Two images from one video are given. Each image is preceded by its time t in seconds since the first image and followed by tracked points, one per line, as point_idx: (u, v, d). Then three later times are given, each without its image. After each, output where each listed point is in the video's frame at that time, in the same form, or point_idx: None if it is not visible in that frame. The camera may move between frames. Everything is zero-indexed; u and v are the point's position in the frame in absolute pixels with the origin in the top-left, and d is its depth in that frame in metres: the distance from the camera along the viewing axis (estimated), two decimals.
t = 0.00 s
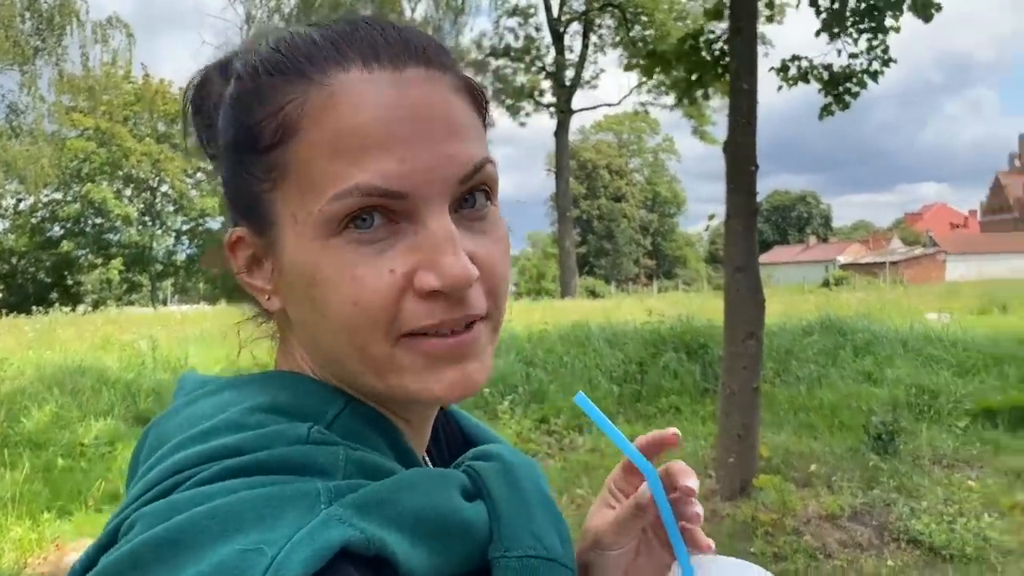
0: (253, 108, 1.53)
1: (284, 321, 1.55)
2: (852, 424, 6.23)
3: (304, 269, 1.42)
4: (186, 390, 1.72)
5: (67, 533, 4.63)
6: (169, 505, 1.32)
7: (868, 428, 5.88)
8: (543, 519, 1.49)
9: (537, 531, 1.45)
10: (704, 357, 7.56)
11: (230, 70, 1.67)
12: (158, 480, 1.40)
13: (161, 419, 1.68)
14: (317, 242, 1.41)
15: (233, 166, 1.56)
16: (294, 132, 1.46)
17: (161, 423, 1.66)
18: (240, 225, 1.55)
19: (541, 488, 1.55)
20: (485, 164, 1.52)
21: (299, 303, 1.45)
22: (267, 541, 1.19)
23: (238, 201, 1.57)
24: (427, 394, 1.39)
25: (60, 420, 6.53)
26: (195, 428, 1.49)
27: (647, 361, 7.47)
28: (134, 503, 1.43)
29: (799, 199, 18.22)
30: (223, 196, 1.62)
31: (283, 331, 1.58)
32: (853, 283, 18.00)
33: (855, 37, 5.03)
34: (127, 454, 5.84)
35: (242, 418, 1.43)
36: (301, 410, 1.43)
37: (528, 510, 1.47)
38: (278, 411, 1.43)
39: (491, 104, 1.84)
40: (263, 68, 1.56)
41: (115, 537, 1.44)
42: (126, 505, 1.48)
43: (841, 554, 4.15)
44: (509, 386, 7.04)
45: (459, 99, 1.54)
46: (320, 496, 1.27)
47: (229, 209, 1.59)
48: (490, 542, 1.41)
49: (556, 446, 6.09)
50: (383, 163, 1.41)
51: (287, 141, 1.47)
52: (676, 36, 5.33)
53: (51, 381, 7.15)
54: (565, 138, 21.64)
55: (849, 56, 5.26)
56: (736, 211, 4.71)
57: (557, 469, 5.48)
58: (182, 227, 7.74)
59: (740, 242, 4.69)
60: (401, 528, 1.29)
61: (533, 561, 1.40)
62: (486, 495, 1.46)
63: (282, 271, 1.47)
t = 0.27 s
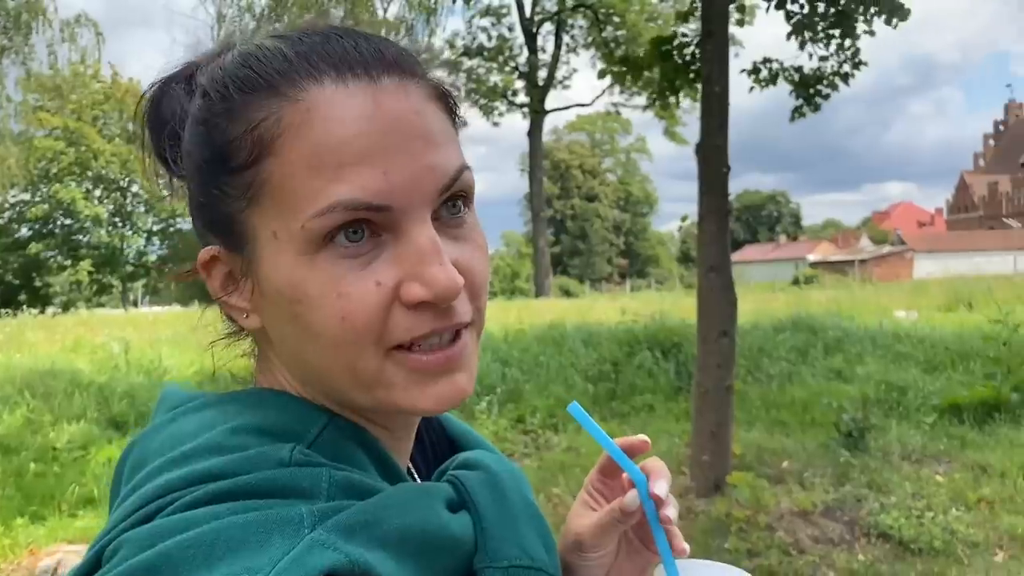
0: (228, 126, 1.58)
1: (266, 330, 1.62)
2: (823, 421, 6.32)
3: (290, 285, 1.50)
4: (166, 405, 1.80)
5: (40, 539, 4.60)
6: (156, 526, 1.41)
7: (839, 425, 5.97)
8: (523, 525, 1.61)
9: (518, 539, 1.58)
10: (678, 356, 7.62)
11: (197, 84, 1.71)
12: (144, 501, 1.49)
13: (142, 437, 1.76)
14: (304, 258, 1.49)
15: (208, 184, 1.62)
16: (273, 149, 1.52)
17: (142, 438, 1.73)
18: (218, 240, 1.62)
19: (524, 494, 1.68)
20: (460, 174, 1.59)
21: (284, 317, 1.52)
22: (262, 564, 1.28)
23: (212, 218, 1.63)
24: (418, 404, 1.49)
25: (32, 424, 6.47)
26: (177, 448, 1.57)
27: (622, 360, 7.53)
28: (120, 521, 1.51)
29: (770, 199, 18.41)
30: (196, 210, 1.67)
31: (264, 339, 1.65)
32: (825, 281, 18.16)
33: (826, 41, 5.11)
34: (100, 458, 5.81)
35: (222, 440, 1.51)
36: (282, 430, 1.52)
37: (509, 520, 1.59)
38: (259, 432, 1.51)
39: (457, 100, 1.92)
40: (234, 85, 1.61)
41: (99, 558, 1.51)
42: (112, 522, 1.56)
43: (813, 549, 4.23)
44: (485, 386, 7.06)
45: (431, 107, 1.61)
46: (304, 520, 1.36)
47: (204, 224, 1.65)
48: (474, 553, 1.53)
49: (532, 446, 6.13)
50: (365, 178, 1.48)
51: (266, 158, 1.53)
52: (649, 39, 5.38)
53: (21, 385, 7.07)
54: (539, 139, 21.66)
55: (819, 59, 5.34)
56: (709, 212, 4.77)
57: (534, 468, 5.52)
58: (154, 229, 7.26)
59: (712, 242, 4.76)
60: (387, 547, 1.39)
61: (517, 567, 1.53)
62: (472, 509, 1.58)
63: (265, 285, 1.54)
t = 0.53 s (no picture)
0: (209, 135, 1.55)
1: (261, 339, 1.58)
2: (791, 418, 6.41)
3: (286, 285, 1.46)
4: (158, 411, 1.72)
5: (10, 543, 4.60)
6: (161, 539, 1.35)
7: (806, 422, 6.06)
8: (524, 526, 1.48)
9: (519, 540, 1.45)
10: (649, 354, 7.70)
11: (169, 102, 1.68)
12: (145, 512, 1.42)
13: (133, 449, 1.68)
14: (300, 257, 1.45)
15: (191, 194, 1.57)
16: (259, 153, 1.50)
17: (134, 450, 1.66)
18: (205, 253, 1.57)
19: (521, 494, 1.55)
20: (434, 159, 1.56)
21: (282, 321, 1.48)
22: None
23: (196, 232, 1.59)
24: (426, 389, 1.45)
25: None
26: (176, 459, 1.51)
27: (594, 359, 7.58)
28: (122, 532, 1.44)
29: (738, 200, 18.62)
30: (179, 223, 1.62)
31: (258, 351, 1.60)
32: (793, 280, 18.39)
33: (793, 45, 5.18)
34: (69, 461, 5.80)
35: (225, 447, 1.45)
36: (287, 437, 1.46)
37: (511, 520, 1.47)
38: (261, 440, 1.45)
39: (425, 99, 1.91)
40: (209, 95, 1.58)
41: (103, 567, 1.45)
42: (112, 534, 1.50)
43: (783, 545, 4.30)
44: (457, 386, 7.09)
45: (407, 99, 1.60)
46: (314, 533, 1.30)
47: (191, 239, 1.60)
48: (474, 554, 1.40)
49: (505, 445, 6.17)
50: (352, 173, 1.46)
51: (252, 163, 1.50)
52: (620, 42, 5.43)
53: None
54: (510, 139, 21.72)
55: (787, 63, 5.43)
56: (679, 213, 4.83)
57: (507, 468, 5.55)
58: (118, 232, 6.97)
59: (683, 242, 4.81)
60: (394, 558, 1.29)
61: (517, 569, 1.41)
62: (475, 511, 1.45)
63: (259, 291, 1.50)
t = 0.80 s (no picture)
0: (306, 113, 1.46)
1: (336, 334, 1.46)
2: (762, 416, 6.50)
3: (397, 262, 1.37)
4: (187, 410, 1.57)
5: None
6: (211, 530, 1.22)
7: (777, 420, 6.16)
8: (547, 519, 1.36)
9: (541, 534, 1.33)
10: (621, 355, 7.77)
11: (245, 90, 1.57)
12: (189, 501, 1.29)
13: (168, 437, 1.53)
14: (412, 234, 1.38)
15: (276, 169, 1.45)
16: (370, 129, 1.42)
17: (168, 440, 1.51)
18: (294, 233, 1.43)
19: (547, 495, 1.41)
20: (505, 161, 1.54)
21: (381, 302, 1.38)
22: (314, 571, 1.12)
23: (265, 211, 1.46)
24: (502, 363, 1.43)
25: None
26: (223, 448, 1.37)
27: (567, 360, 7.64)
28: (166, 520, 1.31)
29: (706, 201, 18.81)
30: (245, 200, 1.48)
31: (328, 348, 1.47)
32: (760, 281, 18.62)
33: (762, 49, 5.27)
34: (40, 467, 5.82)
35: (274, 436, 1.32)
36: (332, 429, 1.32)
37: (534, 513, 1.34)
38: (308, 432, 1.32)
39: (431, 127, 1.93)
40: (305, 81, 1.50)
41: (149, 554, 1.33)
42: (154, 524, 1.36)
43: (755, 540, 4.39)
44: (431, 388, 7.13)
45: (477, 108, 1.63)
46: (358, 525, 1.18)
47: (269, 217, 1.46)
48: (498, 547, 1.28)
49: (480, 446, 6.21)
50: (461, 159, 1.43)
51: (364, 138, 1.42)
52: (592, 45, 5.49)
53: None
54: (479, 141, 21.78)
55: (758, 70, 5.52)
56: (653, 216, 4.89)
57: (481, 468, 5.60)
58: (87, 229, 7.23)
59: (656, 244, 4.88)
60: (429, 551, 1.19)
61: (540, 565, 1.29)
62: (495, 504, 1.31)
63: (361, 271, 1.39)
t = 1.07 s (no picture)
0: (377, 104, 1.33)
1: (361, 321, 1.33)
2: (729, 418, 6.59)
3: (447, 256, 1.29)
4: (183, 401, 1.48)
5: None
6: (219, 503, 1.15)
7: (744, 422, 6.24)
8: (529, 502, 1.33)
9: (521, 517, 1.30)
10: (591, 357, 7.84)
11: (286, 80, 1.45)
12: (193, 477, 1.22)
13: (163, 429, 1.44)
14: (460, 230, 1.31)
15: (327, 149, 1.31)
16: (443, 132, 1.33)
17: (166, 427, 1.43)
18: (342, 213, 1.30)
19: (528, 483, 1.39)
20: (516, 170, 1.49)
21: (421, 289, 1.29)
22: (323, 534, 1.06)
23: (294, 191, 1.33)
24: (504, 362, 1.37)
25: None
26: (228, 426, 1.29)
27: (538, 363, 7.69)
28: (168, 499, 1.23)
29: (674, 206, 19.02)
30: (275, 178, 1.34)
31: (345, 330, 1.34)
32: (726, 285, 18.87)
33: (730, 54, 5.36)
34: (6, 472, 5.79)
35: (279, 414, 1.24)
36: (333, 409, 1.24)
37: (517, 496, 1.31)
38: (312, 412, 1.24)
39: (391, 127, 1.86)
40: (369, 74, 1.37)
41: (150, 532, 1.23)
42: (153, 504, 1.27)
43: (724, 539, 4.45)
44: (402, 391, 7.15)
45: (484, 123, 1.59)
46: (362, 490, 1.12)
47: (311, 192, 1.31)
48: (482, 528, 1.25)
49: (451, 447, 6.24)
50: (503, 169, 1.38)
51: (436, 139, 1.32)
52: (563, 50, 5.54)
53: None
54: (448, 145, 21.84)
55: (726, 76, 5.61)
56: (623, 219, 4.95)
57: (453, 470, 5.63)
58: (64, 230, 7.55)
59: (626, 247, 4.93)
60: (427, 522, 1.14)
61: (521, 548, 1.26)
62: (476, 484, 1.29)
63: (406, 260, 1.29)
